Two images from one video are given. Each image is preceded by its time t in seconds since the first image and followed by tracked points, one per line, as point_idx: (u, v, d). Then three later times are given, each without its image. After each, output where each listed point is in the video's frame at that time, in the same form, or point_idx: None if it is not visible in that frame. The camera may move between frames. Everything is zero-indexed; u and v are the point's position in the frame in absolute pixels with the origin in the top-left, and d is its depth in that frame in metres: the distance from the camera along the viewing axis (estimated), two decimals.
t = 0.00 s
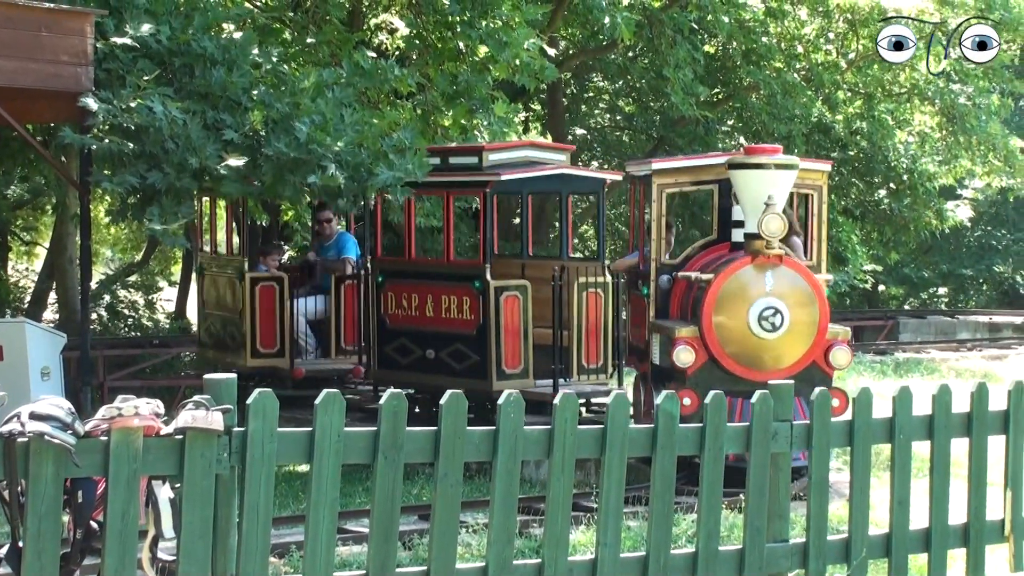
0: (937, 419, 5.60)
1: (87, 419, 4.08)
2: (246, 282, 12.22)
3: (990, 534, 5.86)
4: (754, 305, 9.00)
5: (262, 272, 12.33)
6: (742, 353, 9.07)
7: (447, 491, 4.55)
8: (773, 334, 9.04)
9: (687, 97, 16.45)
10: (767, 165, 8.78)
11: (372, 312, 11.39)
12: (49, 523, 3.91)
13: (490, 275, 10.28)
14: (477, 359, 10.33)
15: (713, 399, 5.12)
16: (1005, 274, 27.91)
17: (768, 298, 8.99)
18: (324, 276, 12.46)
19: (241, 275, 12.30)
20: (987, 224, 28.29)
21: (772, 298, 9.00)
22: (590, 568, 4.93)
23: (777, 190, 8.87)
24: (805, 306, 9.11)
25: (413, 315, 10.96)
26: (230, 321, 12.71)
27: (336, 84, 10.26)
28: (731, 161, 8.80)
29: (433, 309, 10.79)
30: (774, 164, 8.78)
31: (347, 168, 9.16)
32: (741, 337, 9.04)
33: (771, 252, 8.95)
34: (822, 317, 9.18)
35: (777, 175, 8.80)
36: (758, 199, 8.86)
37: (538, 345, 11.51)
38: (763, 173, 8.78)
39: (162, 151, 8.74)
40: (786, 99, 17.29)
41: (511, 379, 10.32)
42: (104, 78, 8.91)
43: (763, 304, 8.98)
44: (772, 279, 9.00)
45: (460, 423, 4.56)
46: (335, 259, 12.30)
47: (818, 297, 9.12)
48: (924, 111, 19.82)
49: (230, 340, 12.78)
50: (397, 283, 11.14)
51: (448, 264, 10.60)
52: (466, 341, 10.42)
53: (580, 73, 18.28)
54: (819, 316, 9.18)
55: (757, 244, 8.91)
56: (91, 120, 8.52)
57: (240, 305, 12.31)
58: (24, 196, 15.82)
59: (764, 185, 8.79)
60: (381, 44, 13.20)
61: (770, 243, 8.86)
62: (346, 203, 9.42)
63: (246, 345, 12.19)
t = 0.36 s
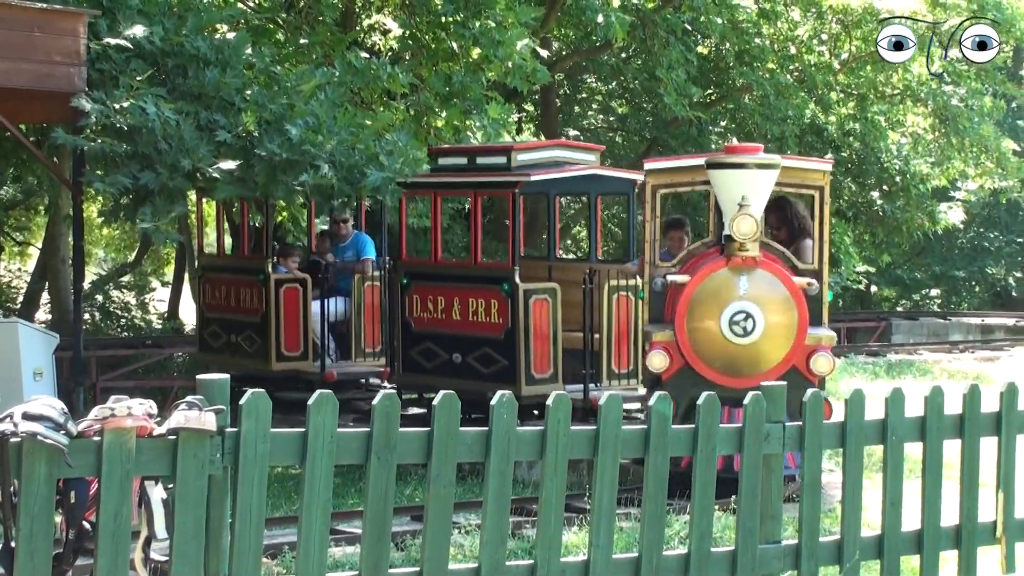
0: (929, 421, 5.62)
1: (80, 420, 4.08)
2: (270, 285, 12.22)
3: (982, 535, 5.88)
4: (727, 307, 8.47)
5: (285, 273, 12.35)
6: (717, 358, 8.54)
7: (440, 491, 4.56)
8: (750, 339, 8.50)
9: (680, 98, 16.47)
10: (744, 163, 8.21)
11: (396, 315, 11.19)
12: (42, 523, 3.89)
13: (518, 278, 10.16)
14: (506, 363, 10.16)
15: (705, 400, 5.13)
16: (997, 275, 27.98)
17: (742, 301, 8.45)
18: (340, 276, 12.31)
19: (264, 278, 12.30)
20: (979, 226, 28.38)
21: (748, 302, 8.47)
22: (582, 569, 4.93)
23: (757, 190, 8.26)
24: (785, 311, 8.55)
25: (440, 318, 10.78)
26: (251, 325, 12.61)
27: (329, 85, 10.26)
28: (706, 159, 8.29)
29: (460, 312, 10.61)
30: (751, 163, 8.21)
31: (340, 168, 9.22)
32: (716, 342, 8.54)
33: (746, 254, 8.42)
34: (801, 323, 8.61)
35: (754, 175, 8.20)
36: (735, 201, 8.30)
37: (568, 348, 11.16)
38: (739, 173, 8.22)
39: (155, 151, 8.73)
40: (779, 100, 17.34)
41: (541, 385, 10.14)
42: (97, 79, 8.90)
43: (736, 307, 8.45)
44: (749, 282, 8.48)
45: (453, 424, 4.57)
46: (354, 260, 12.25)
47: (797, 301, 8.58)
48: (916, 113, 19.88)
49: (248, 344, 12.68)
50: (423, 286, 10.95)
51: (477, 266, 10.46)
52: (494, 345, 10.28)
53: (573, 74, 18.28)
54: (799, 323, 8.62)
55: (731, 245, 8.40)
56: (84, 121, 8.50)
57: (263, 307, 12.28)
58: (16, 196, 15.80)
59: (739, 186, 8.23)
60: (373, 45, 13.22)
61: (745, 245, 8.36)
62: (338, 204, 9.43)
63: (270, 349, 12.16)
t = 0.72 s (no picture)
0: (919, 414, 5.63)
1: (70, 422, 4.08)
2: (293, 286, 11.97)
3: (973, 529, 5.91)
4: (683, 305, 8.33)
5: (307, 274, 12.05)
6: (675, 355, 8.43)
7: (432, 490, 4.56)
8: (706, 339, 8.31)
9: (668, 96, 16.48)
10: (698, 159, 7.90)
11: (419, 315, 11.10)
12: (33, 525, 3.88)
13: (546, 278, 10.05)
14: (534, 365, 10.10)
15: (696, 397, 5.14)
16: (987, 270, 28.08)
17: (699, 300, 8.26)
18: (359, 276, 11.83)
19: (286, 279, 12.04)
20: (969, 221, 28.44)
21: (704, 302, 8.25)
22: (575, 566, 4.94)
23: (716, 186, 7.92)
24: (746, 310, 8.27)
25: (465, 319, 10.69)
26: (270, 326, 12.43)
27: (317, 85, 10.26)
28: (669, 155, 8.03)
29: (486, 314, 10.53)
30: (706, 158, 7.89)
31: (330, 170, 9.19)
32: (673, 340, 8.43)
33: (705, 251, 8.19)
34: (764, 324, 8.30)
35: (709, 171, 7.88)
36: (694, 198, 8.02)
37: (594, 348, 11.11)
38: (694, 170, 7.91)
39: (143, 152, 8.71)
40: (767, 97, 17.37)
41: (570, 386, 10.11)
42: (85, 80, 8.88)
43: (692, 306, 8.27)
44: (708, 281, 8.25)
45: (444, 423, 4.57)
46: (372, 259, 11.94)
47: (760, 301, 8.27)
48: (904, 108, 19.92)
49: (268, 345, 12.48)
50: (445, 286, 10.87)
51: (502, 267, 10.36)
52: (521, 346, 10.21)
53: (562, 72, 18.28)
54: (763, 322, 8.31)
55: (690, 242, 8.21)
56: (72, 122, 8.47)
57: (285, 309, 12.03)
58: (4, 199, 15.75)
59: (694, 183, 7.93)
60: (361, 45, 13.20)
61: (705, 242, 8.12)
62: (328, 204, 9.42)
63: (294, 352, 11.93)
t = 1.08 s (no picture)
0: (909, 419, 5.66)
1: (61, 420, 4.09)
2: (316, 288, 11.89)
3: (962, 535, 5.93)
4: (632, 308, 8.34)
5: (327, 276, 12.00)
6: (628, 360, 8.43)
7: (420, 491, 4.58)
8: (650, 343, 8.28)
9: (660, 99, 16.51)
10: (646, 161, 7.96)
11: (443, 318, 11.11)
12: (22, 523, 3.90)
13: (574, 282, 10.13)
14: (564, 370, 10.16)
15: (686, 400, 5.16)
16: (978, 276, 28.17)
17: (646, 304, 8.26)
18: (382, 279, 11.88)
19: (307, 281, 11.97)
20: (960, 227, 28.51)
21: (651, 305, 8.25)
22: (563, 568, 4.95)
23: (661, 188, 7.92)
24: (695, 315, 8.20)
25: (490, 323, 10.71)
26: (289, 329, 12.35)
27: (308, 86, 10.28)
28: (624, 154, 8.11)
29: (513, 318, 10.54)
30: (654, 160, 7.93)
31: (322, 174, 9.14)
32: (621, 344, 8.45)
33: (653, 253, 8.22)
34: (715, 331, 8.19)
35: (656, 173, 7.92)
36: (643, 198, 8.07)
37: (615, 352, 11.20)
38: (642, 171, 7.97)
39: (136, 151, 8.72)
40: (759, 101, 17.41)
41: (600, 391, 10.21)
42: (78, 79, 8.89)
43: (638, 310, 8.29)
44: (655, 284, 8.25)
45: (433, 424, 4.58)
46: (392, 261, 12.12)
47: (710, 307, 8.16)
48: (897, 113, 19.97)
49: (286, 348, 12.40)
50: (470, 290, 10.88)
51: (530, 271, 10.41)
52: (549, 351, 10.27)
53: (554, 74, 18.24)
54: (713, 329, 8.20)
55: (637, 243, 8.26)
56: (65, 121, 8.48)
57: (307, 313, 11.96)
58: None
59: (640, 183, 8.00)
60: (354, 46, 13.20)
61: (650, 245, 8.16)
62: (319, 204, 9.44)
63: (316, 355, 11.84)
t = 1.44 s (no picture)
0: (902, 428, 5.68)
1: (53, 425, 4.09)
2: (341, 296, 11.70)
3: (955, 545, 5.95)
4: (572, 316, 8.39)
5: (353, 283, 11.82)
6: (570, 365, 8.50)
7: (413, 499, 4.58)
8: (587, 352, 8.29)
9: (654, 106, 16.55)
10: (592, 165, 8.17)
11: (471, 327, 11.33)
12: (14, 528, 3.89)
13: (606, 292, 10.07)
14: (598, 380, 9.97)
15: (678, 409, 5.17)
16: (971, 285, 28.23)
17: (584, 311, 8.33)
18: (409, 287, 11.82)
19: (332, 288, 11.76)
20: (954, 236, 28.55)
21: (590, 313, 8.29)
22: None
23: (603, 191, 8.15)
24: (633, 323, 8.22)
25: (519, 333, 10.87)
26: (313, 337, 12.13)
27: (302, 91, 10.30)
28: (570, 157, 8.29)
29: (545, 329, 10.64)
30: (599, 164, 8.14)
31: (315, 182, 9.18)
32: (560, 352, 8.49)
33: (593, 261, 8.30)
34: (652, 340, 8.17)
35: (600, 176, 8.13)
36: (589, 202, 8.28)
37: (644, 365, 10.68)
38: (587, 174, 8.18)
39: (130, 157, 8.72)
40: (753, 109, 17.45)
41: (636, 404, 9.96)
42: (73, 84, 8.89)
43: (575, 317, 8.33)
44: (594, 291, 8.33)
45: (425, 431, 4.59)
46: (420, 269, 11.95)
47: (649, 315, 8.16)
48: (891, 122, 20.05)
49: (309, 356, 12.19)
50: (500, 300, 11.05)
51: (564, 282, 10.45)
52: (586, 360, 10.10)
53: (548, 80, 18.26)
54: (651, 340, 8.19)
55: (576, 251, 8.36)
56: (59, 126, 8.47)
57: (331, 321, 11.75)
58: None
59: (586, 185, 8.21)
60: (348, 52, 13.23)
61: (588, 252, 8.31)
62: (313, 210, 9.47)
63: (341, 364, 11.64)
